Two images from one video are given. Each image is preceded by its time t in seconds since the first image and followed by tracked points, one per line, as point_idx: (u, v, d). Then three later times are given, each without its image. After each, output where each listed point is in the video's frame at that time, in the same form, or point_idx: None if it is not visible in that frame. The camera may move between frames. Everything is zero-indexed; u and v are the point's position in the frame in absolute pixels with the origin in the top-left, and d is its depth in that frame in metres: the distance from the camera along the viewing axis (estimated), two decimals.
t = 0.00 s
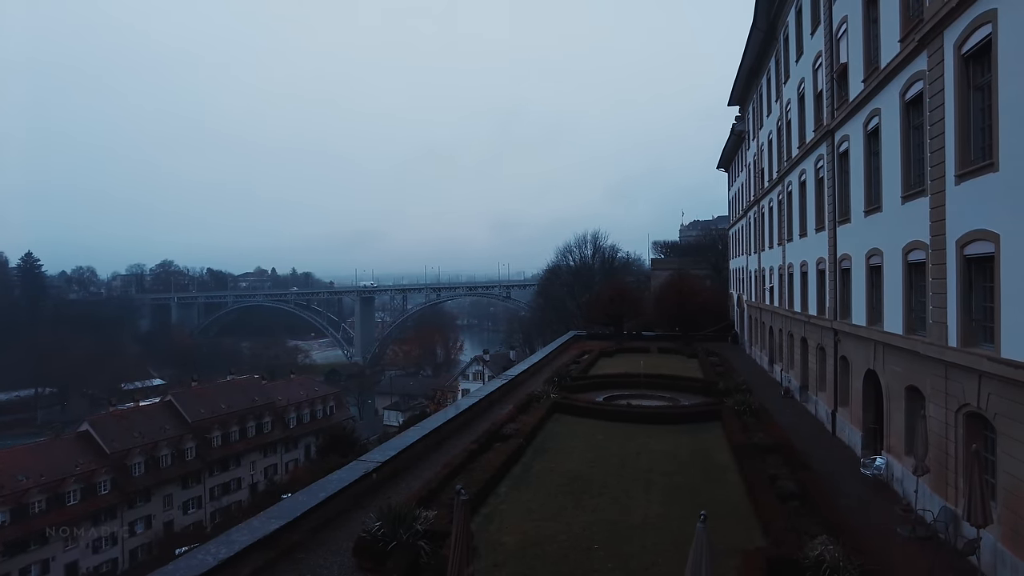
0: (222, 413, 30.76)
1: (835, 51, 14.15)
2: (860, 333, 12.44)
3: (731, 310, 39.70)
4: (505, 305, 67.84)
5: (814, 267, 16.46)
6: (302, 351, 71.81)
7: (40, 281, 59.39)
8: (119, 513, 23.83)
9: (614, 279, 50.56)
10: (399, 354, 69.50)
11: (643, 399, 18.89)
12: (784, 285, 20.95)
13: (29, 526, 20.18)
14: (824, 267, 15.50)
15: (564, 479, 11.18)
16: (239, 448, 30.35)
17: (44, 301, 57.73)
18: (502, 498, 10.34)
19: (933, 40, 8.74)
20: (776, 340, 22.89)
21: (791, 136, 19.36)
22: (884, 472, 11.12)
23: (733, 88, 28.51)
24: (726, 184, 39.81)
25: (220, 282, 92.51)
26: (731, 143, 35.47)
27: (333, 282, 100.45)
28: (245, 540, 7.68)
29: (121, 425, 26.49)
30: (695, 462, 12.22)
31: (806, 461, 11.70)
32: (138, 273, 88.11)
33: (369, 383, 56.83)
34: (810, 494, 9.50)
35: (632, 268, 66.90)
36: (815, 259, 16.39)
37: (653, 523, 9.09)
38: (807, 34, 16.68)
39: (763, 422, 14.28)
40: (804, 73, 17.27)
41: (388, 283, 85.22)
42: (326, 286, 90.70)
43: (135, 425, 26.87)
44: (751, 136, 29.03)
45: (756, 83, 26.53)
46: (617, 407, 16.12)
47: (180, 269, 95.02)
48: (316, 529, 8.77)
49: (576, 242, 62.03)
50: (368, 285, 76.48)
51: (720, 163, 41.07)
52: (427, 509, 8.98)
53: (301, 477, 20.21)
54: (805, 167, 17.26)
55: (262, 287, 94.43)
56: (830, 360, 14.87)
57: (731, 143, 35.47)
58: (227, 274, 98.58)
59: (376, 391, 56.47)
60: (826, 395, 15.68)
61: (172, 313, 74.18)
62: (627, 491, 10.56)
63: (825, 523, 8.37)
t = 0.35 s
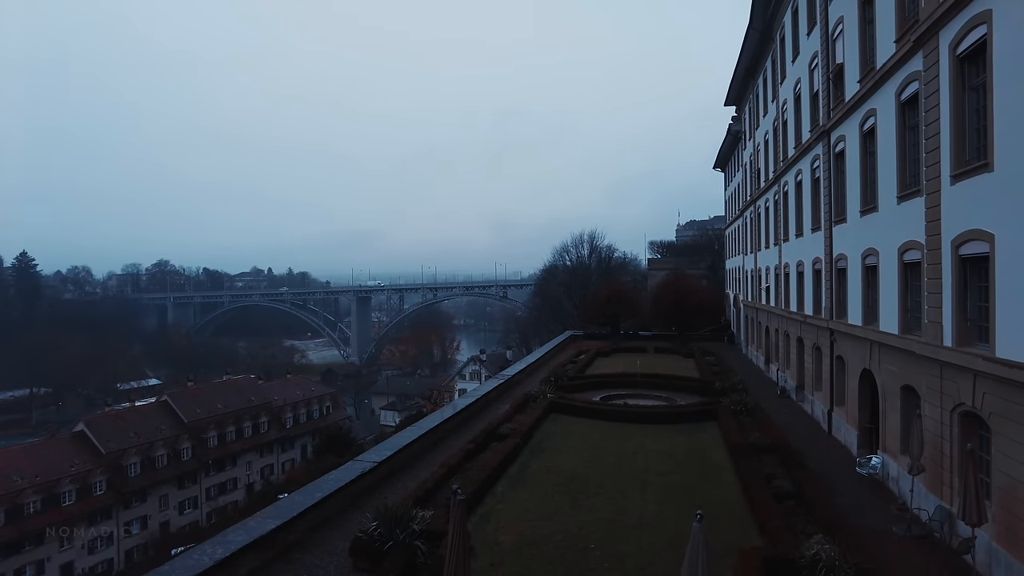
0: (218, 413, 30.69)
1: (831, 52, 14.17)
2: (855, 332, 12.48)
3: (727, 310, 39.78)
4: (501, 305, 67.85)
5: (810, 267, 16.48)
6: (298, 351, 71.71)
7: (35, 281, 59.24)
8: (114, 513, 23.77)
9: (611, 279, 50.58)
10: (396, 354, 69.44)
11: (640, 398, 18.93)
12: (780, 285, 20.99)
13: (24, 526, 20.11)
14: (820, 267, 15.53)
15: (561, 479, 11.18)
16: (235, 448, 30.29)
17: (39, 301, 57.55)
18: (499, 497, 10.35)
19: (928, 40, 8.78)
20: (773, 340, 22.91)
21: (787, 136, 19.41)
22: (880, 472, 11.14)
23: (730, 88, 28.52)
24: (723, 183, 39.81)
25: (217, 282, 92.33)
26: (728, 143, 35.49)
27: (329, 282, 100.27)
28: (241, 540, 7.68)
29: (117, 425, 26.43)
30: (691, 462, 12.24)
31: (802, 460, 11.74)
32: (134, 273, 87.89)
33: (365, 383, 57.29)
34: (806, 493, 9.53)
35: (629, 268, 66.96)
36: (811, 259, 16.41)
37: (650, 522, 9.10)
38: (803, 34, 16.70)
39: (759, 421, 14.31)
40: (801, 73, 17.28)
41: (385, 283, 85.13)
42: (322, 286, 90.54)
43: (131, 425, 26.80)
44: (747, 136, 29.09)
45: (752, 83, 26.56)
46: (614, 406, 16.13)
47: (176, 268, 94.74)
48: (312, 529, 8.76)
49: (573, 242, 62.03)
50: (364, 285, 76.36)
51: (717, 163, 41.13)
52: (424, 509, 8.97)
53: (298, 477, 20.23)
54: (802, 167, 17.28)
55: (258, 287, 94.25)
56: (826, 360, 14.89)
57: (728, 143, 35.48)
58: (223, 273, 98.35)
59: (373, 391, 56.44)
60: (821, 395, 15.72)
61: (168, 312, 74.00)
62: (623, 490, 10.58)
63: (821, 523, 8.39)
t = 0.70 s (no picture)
0: (216, 413, 30.66)
1: (830, 51, 14.17)
2: (854, 332, 12.48)
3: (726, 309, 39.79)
4: (501, 304, 67.83)
5: (809, 266, 16.46)
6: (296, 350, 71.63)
7: (33, 280, 59.15)
8: (112, 513, 23.76)
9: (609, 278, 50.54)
10: (395, 353, 69.38)
11: (639, 398, 18.92)
12: (779, 284, 20.97)
13: (22, 525, 20.07)
14: (819, 266, 15.52)
15: (560, 478, 11.18)
16: (234, 448, 30.26)
17: (37, 300, 57.48)
18: (497, 497, 10.35)
19: (926, 40, 8.78)
20: (771, 339, 22.90)
21: (785, 136, 19.40)
22: (878, 471, 11.14)
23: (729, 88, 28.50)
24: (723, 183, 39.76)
25: (215, 281, 92.25)
26: (727, 143, 35.46)
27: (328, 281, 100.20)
28: (240, 539, 7.66)
29: (115, 424, 26.38)
30: (690, 462, 12.24)
31: (800, 460, 11.75)
32: (132, 272, 87.78)
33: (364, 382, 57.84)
34: (804, 493, 9.54)
35: (628, 268, 66.94)
36: (810, 258, 16.39)
37: (649, 522, 9.11)
38: (802, 34, 16.71)
39: (757, 421, 14.30)
40: (800, 72, 17.26)
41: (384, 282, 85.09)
42: (321, 285, 90.50)
43: (130, 425, 26.77)
44: (746, 136, 29.08)
45: (751, 83, 26.54)
46: (613, 406, 16.12)
47: (175, 267, 94.62)
48: (310, 528, 8.75)
49: (572, 241, 61.99)
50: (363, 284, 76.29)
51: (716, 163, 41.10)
52: (422, 509, 8.97)
53: (296, 477, 20.22)
54: (800, 166, 17.29)
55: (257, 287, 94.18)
56: (825, 360, 14.91)
57: (727, 142, 35.46)
58: (221, 273, 98.23)
59: (371, 390, 56.41)
60: (820, 394, 15.72)
61: (167, 312, 73.92)
62: (622, 490, 10.58)
63: (820, 522, 8.39)
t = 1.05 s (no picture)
0: (217, 412, 30.69)
1: (831, 50, 14.15)
2: (854, 331, 12.47)
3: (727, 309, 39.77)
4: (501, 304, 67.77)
5: (810, 266, 16.45)
6: (297, 350, 71.67)
7: (34, 279, 59.16)
8: (114, 512, 23.78)
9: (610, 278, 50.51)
10: (396, 353, 69.38)
11: (639, 397, 18.91)
12: (780, 284, 20.96)
13: (24, 525, 20.09)
14: (819, 266, 15.51)
15: (560, 478, 11.18)
16: (235, 447, 30.30)
17: (39, 300, 57.50)
18: (498, 496, 10.36)
19: (927, 39, 8.77)
20: (772, 339, 22.90)
21: (786, 136, 19.39)
22: (879, 470, 11.12)
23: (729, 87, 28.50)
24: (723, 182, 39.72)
25: (216, 281, 92.28)
26: (727, 142, 35.47)
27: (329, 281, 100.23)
28: (240, 538, 7.64)
29: (116, 424, 26.39)
30: (690, 461, 12.23)
31: (801, 459, 11.74)
32: (133, 272, 87.84)
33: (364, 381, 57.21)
34: (805, 492, 9.53)
35: (629, 267, 66.93)
36: (811, 258, 16.38)
37: (649, 521, 9.11)
38: (803, 33, 16.69)
39: (758, 420, 14.31)
40: (800, 72, 17.25)
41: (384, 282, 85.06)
42: (322, 285, 90.44)
43: (130, 425, 26.77)
44: (747, 135, 29.06)
45: (751, 82, 26.55)
46: (613, 405, 16.12)
47: (176, 267, 94.65)
48: (311, 528, 8.75)
49: (572, 241, 61.94)
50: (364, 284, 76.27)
51: (717, 162, 41.04)
52: (423, 508, 8.98)
53: (297, 476, 20.23)
54: (801, 166, 17.28)
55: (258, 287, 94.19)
56: (825, 359, 14.90)
57: (727, 142, 35.46)
58: (222, 272, 98.23)
59: (372, 390, 56.43)
60: (821, 393, 15.71)
61: (168, 311, 73.97)
62: (623, 489, 10.58)
63: (820, 522, 8.38)
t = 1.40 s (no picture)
0: (219, 412, 30.74)
1: (832, 49, 14.14)
2: (856, 331, 12.45)
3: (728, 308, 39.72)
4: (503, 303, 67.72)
5: (811, 265, 16.44)
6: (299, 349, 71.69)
7: (36, 279, 59.19)
8: (116, 512, 23.82)
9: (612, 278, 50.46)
10: (397, 352, 69.37)
11: (640, 397, 18.90)
12: (781, 283, 20.93)
13: (26, 524, 20.12)
14: (820, 265, 15.51)
15: (560, 477, 11.17)
16: (236, 447, 30.33)
17: (41, 300, 57.52)
18: (498, 495, 10.36)
19: (928, 38, 8.75)
20: (773, 338, 22.89)
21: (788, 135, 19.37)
22: (880, 470, 11.11)
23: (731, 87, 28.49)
24: (725, 181, 39.68)
25: (218, 280, 92.31)
26: (729, 142, 35.43)
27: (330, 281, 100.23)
28: (241, 537, 7.66)
29: (117, 424, 26.41)
30: (691, 461, 12.22)
31: (801, 458, 11.73)
32: (135, 272, 87.90)
33: (365, 381, 57.19)
34: (806, 492, 9.53)
35: (630, 267, 66.88)
36: (812, 257, 16.35)
37: (650, 521, 9.11)
38: (804, 32, 16.69)
39: (759, 420, 14.29)
40: (801, 71, 17.24)
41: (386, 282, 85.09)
42: (324, 284, 90.37)
43: (132, 424, 26.80)
44: (748, 134, 29.03)
45: (753, 82, 26.53)
46: (614, 405, 16.11)
47: (177, 267, 94.65)
48: (311, 527, 8.74)
49: (574, 241, 61.95)
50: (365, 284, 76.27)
51: (718, 161, 40.99)
52: (423, 507, 8.99)
53: (298, 475, 20.22)
54: (802, 165, 17.27)
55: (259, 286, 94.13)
56: (826, 359, 14.89)
57: (729, 141, 35.42)
58: (223, 272, 98.20)
59: (373, 389, 56.47)
60: (822, 393, 15.68)
61: (170, 311, 74.00)
62: (623, 489, 10.58)
63: (821, 521, 8.37)
